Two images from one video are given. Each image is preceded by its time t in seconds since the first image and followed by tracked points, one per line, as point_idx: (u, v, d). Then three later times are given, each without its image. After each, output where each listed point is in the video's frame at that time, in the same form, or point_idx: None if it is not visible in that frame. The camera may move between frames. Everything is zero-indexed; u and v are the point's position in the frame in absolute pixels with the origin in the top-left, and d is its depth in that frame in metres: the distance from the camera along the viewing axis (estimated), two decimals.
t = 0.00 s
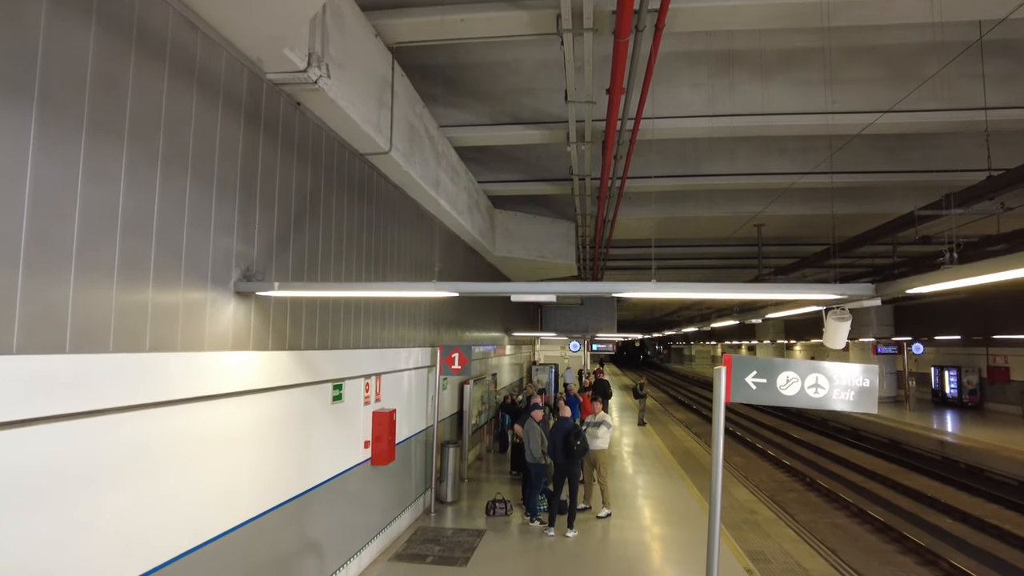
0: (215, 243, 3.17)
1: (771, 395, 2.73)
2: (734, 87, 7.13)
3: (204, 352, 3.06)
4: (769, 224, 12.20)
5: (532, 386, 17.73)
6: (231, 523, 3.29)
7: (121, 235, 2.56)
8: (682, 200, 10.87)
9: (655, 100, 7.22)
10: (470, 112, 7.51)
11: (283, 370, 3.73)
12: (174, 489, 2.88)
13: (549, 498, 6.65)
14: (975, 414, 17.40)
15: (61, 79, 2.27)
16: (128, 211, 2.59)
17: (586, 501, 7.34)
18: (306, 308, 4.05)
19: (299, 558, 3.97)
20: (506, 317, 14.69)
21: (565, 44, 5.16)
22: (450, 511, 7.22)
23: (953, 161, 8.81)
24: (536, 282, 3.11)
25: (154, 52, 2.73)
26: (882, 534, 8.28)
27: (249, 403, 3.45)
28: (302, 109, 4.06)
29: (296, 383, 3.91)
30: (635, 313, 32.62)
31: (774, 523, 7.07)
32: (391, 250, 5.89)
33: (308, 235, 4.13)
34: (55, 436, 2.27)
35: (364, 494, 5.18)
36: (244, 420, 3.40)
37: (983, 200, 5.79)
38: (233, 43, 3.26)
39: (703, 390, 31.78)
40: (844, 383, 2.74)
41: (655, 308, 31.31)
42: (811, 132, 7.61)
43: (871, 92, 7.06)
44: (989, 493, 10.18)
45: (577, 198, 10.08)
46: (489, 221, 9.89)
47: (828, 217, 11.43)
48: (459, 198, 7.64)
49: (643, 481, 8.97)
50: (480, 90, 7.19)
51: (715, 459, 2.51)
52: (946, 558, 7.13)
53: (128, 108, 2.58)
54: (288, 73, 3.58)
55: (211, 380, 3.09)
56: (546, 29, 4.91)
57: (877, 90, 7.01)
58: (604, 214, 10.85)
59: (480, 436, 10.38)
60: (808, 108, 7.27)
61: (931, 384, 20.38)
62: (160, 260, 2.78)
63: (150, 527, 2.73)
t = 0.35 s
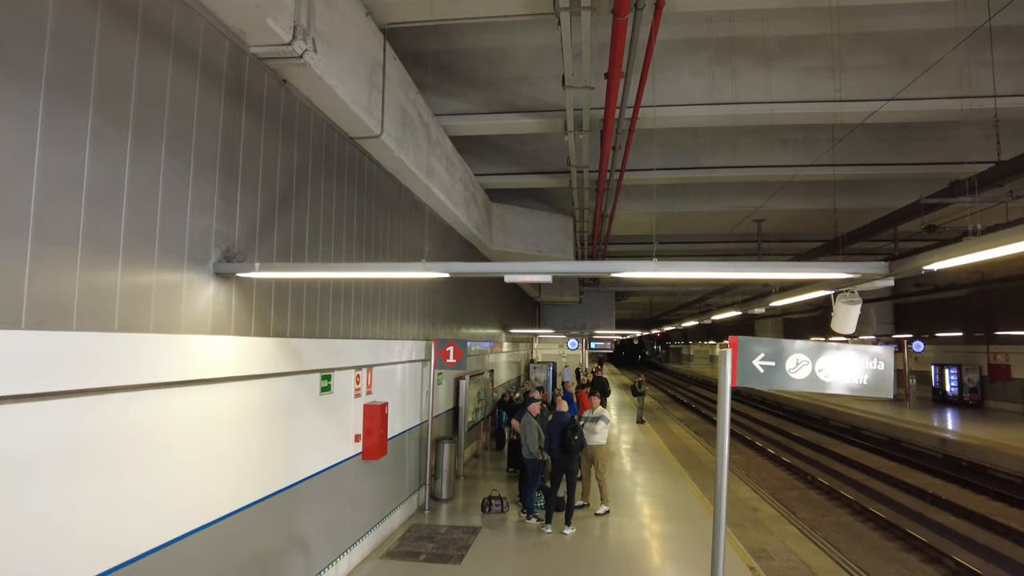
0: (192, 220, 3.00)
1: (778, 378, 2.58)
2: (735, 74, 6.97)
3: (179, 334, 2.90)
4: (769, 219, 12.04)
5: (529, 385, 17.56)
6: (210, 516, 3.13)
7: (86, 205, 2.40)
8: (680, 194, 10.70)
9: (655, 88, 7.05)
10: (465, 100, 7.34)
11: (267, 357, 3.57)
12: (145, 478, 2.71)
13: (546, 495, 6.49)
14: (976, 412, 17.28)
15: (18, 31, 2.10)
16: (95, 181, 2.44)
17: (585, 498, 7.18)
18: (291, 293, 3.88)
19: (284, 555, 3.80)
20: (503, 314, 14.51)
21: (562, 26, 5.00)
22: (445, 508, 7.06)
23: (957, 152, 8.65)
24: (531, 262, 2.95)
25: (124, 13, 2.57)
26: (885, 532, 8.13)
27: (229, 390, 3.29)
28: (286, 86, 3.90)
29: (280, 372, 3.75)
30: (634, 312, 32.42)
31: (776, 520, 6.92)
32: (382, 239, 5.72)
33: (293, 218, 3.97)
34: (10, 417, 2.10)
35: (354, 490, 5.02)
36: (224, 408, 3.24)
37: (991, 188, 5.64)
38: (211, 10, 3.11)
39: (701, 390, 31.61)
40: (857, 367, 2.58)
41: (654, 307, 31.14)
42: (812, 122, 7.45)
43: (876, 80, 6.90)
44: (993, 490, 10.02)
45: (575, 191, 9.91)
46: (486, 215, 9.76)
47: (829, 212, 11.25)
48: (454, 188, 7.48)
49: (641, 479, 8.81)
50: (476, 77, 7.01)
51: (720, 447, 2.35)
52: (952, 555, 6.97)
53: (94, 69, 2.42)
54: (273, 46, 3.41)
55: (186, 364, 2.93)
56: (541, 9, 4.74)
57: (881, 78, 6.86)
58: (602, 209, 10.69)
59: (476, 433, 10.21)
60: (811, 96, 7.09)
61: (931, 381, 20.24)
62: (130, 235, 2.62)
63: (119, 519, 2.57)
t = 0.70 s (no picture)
0: (170, 196, 2.86)
1: (786, 359, 2.44)
2: (737, 60, 6.81)
3: (155, 312, 2.76)
4: (771, 213, 11.88)
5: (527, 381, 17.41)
6: (190, 506, 2.98)
7: (51, 171, 2.26)
8: (681, 187, 10.56)
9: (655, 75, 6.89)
10: (462, 87, 7.18)
11: (251, 342, 3.43)
12: (119, 464, 2.57)
13: (545, 489, 6.35)
14: (978, 408, 17.13)
15: None
16: (61, 145, 2.29)
17: (583, 493, 7.04)
18: (278, 277, 3.74)
19: (271, 549, 3.67)
20: (502, 309, 14.36)
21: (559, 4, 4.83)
22: (441, 502, 6.93)
23: (962, 143, 8.50)
24: (527, 238, 2.81)
25: None
26: (889, 528, 7.98)
27: (212, 374, 3.15)
28: (273, 61, 3.76)
29: (266, 357, 3.60)
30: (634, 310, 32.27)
31: (779, 515, 6.77)
32: (376, 227, 5.58)
33: (280, 199, 3.83)
34: None
35: (346, 482, 4.88)
36: (204, 395, 3.10)
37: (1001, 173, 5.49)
38: None
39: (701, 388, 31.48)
40: (871, 347, 2.44)
41: (654, 304, 30.99)
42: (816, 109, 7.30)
43: (881, 66, 6.74)
44: (998, 486, 9.88)
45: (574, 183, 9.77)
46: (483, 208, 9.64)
47: (832, 205, 11.10)
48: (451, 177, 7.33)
49: (642, 474, 8.67)
50: (473, 64, 6.85)
51: (725, 431, 2.21)
52: (959, 551, 6.83)
53: (59, 26, 2.27)
54: (257, 18, 3.26)
55: (164, 344, 2.79)
56: None
57: (887, 64, 6.70)
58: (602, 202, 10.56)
59: (473, 428, 10.08)
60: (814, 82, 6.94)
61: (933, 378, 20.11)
62: (101, 207, 2.47)
63: (89, 506, 2.43)
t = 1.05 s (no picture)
0: (147, 166, 2.72)
1: (797, 335, 2.30)
2: (740, 45, 6.66)
3: (132, 289, 2.63)
4: (772, 206, 11.74)
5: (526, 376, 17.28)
6: (171, 493, 2.85)
7: (16, 134, 2.12)
8: (681, 178, 10.42)
9: (656, 60, 6.74)
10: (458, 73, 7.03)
11: (235, 325, 3.30)
12: (93, 447, 2.44)
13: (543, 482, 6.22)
14: (980, 404, 17.03)
15: None
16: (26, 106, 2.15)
17: (582, 486, 6.92)
18: (264, 259, 3.61)
19: (256, 539, 3.53)
20: (500, 303, 14.23)
21: None
22: (438, 496, 6.81)
23: (968, 132, 8.36)
24: (524, 213, 2.66)
25: None
26: (893, 522, 7.86)
27: (193, 357, 3.02)
28: (260, 34, 3.62)
29: (251, 341, 3.47)
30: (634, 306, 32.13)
31: (782, 509, 6.65)
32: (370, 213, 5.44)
33: (267, 178, 3.69)
34: None
35: (338, 473, 4.75)
36: (185, 378, 2.96)
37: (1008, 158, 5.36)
38: None
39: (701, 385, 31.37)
40: (884, 324, 2.31)
41: (653, 300, 30.88)
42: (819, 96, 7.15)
43: (885, 51, 6.61)
44: (1002, 481, 9.76)
45: (573, 174, 9.63)
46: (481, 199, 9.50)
47: (835, 197, 10.96)
48: (447, 165, 7.19)
49: (641, 468, 8.55)
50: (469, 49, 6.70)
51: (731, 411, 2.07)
52: (964, 546, 6.70)
53: None
54: None
55: (141, 323, 2.66)
56: None
57: (891, 49, 6.57)
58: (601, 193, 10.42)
59: (471, 422, 9.95)
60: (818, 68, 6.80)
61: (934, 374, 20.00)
62: (69, 172, 2.33)
63: (60, 491, 2.30)
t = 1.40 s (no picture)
0: (125, 137, 2.60)
1: (806, 309, 2.18)
2: (742, 30, 6.51)
3: (108, 264, 2.51)
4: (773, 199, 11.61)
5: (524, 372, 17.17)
6: (152, 479, 2.73)
7: None
8: (681, 170, 10.30)
9: (656, 46, 6.61)
10: (454, 60, 6.89)
11: (219, 306, 3.17)
12: (67, 427, 2.33)
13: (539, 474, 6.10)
14: (980, 399, 16.93)
15: None
16: None
17: (580, 479, 6.81)
18: (251, 239, 3.49)
19: (242, 530, 3.41)
20: (498, 297, 14.12)
21: None
22: (434, 489, 6.71)
23: (972, 121, 8.23)
24: (517, 184, 2.51)
25: None
26: (894, 516, 7.76)
27: (175, 339, 2.90)
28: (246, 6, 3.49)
29: (237, 324, 3.35)
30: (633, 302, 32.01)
31: (784, 502, 6.54)
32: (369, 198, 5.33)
33: (254, 157, 3.56)
34: None
35: (330, 464, 4.64)
36: (166, 361, 2.84)
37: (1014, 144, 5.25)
38: None
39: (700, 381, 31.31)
40: (897, 299, 2.19)
41: (652, 296, 30.78)
42: (821, 83, 7.02)
43: (887, 37, 6.49)
44: (1004, 475, 9.66)
45: (572, 165, 9.49)
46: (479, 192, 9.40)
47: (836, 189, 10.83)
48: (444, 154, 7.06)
49: (639, 461, 8.44)
50: (466, 35, 6.57)
51: (738, 387, 1.97)
52: (967, 539, 6.60)
53: None
54: None
55: (119, 300, 2.54)
56: None
57: (896, 35, 6.44)
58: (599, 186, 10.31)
59: (468, 416, 9.85)
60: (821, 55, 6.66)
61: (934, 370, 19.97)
62: (37, 137, 2.20)
63: (32, 473, 2.18)
